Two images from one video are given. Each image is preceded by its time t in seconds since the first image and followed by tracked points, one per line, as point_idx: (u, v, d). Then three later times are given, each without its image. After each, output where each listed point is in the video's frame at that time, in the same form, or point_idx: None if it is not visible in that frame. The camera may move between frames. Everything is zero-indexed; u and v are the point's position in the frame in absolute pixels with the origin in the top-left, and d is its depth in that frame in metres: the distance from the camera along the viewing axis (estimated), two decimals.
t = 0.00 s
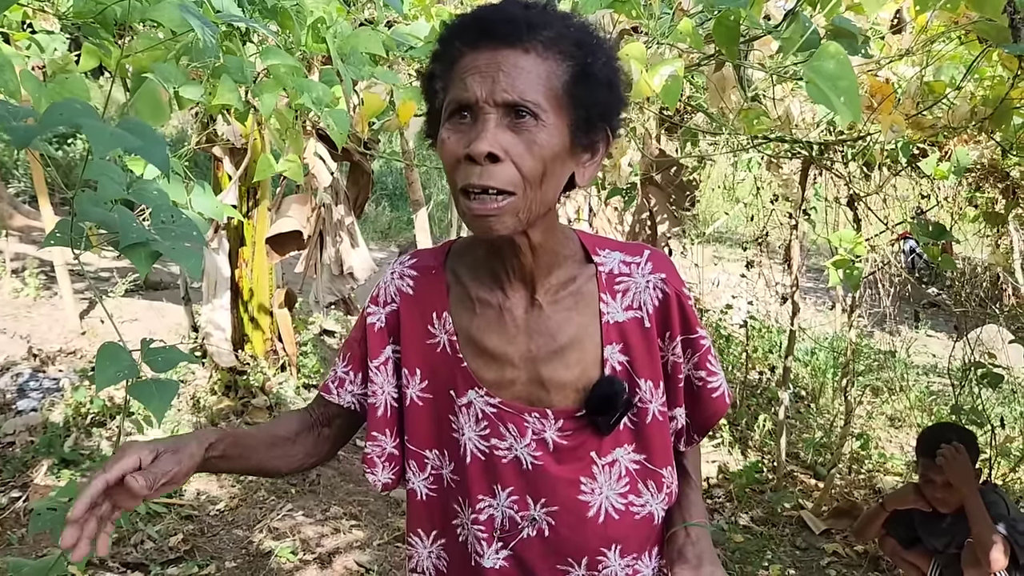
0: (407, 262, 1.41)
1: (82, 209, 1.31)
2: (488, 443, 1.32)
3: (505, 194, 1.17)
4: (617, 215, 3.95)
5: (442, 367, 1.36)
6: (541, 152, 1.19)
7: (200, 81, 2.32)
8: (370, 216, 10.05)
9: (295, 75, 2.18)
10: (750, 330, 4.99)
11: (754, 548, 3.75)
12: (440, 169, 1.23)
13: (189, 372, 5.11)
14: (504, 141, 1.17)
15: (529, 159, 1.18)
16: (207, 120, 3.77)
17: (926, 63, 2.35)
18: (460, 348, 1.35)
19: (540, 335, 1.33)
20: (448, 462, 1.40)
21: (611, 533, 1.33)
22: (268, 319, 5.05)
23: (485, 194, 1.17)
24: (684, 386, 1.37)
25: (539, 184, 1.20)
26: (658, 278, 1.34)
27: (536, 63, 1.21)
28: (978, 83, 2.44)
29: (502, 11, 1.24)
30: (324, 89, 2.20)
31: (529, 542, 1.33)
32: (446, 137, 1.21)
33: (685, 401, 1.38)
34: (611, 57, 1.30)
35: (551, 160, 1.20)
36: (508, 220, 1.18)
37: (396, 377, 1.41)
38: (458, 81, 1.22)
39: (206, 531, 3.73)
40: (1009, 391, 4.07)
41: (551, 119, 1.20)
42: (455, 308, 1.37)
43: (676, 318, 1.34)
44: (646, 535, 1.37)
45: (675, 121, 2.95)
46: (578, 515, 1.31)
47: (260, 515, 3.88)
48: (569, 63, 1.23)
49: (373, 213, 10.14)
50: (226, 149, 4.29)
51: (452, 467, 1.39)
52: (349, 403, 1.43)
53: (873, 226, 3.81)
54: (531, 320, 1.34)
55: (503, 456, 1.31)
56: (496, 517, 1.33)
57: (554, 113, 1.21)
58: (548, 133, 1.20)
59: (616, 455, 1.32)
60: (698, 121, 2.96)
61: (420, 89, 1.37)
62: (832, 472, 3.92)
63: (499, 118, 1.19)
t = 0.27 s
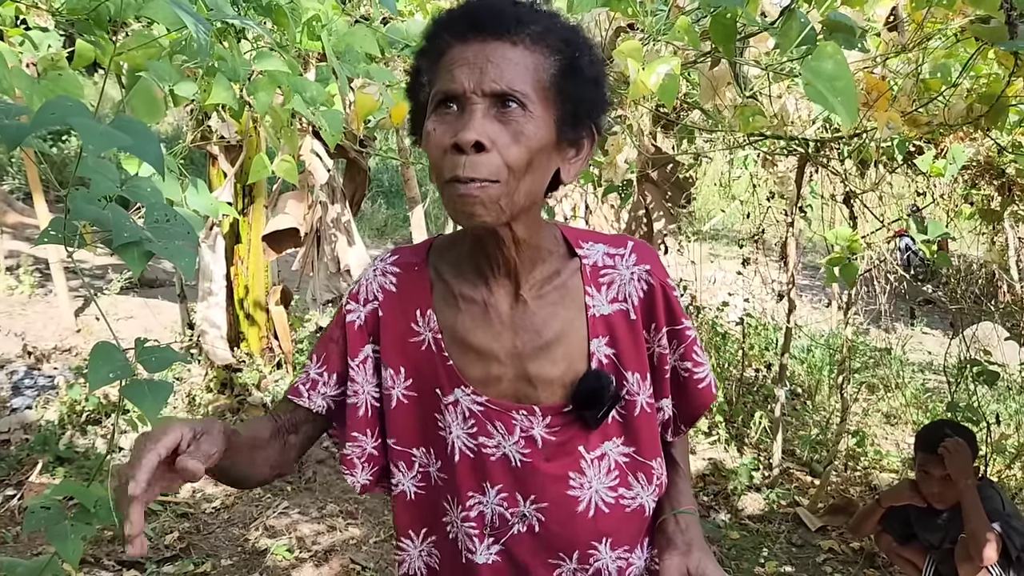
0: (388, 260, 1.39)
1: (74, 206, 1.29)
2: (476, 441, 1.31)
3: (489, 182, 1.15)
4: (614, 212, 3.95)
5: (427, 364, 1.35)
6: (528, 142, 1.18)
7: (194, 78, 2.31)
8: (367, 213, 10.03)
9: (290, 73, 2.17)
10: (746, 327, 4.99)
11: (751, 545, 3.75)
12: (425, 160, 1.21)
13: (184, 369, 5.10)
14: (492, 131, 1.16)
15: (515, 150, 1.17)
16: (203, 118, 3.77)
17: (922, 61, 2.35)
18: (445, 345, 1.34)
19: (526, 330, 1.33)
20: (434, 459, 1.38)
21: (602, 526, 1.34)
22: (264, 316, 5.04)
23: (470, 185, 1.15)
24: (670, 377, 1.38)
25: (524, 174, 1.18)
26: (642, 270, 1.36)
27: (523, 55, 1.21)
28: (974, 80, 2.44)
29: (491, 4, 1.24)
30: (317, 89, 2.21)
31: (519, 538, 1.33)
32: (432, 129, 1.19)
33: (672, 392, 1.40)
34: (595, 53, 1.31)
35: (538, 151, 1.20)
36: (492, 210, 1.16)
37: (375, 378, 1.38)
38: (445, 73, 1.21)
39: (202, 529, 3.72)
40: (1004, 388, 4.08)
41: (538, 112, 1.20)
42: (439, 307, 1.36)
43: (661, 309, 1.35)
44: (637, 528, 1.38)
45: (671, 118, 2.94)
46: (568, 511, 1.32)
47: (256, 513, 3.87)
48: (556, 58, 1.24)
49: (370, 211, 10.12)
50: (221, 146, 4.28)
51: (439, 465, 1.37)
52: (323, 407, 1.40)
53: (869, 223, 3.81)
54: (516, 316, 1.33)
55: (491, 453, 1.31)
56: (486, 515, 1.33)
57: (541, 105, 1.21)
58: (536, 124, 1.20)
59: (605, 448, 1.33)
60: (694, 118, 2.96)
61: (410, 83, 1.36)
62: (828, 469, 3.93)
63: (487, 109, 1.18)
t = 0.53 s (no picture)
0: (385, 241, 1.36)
1: (67, 204, 1.28)
2: (462, 435, 1.31)
3: (473, 167, 1.14)
4: (609, 210, 3.95)
5: (415, 352, 1.32)
6: (515, 130, 1.19)
7: (186, 75, 2.30)
8: (363, 210, 10.02)
9: (282, 70, 2.17)
10: (741, 324, 4.99)
11: (746, 542, 3.76)
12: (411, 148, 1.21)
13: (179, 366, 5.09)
14: (478, 118, 1.17)
15: (501, 137, 1.17)
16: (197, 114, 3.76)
17: (915, 58, 2.35)
18: (433, 334, 1.32)
19: (512, 328, 1.35)
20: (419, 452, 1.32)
21: (588, 522, 1.37)
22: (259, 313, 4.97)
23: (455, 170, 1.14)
24: (656, 374, 1.42)
25: (508, 159, 1.18)
26: (627, 266, 1.40)
27: (512, 45, 1.22)
28: (968, 77, 2.44)
29: None
30: (312, 84, 2.18)
31: (504, 532, 1.34)
32: (419, 117, 1.19)
33: (659, 389, 1.43)
34: (583, 50, 1.33)
35: (525, 139, 1.20)
36: (478, 196, 1.15)
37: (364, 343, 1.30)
38: (433, 61, 1.22)
39: (197, 526, 3.71)
40: (999, 385, 4.09)
41: (525, 102, 1.21)
42: (428, 297, 1.34)
43: (646, 305, 1.40)
44: (624, 525, 1.41)
45: (666, 115, 2.94)
46: (554, 506, 1.34)
47: (250, 511, 3.86)
48: (544, 50, 1.25)
49: (366, 208, 10.11)
50: (215, 143, 4.28)
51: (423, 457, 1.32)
52: (301, 338, 1.24)
53: (863, 220, 3.82)
54: (502, 311, 1.35)
55: (476, 446, 1.30)
56: (470, 508, 1.33)
57: (529, 95, 1.22)
58: (523, 113, 1.20)
59: (592, 445, 1.36)
60: (689, 116, 2.96)
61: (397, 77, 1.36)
62: (823, 466, 3.93)
63: (474, 97, 1.19)
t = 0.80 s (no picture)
0: (403, 235, 1.33)
1: (56, 201, 1.29)
2: (477, 435, 1.27)
3: (507, 161, 1.15)
4: (607, 206, 3.94)
5: (433, 350, 1.28)
6: (550, 121, 1.18)
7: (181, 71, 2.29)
8: (361, 207, 10.01)
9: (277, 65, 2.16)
10: (739, 321, 4.99)
11: (742, 539, 3.76)
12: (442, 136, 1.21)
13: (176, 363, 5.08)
14: (513, 107, 1.16)
15: (536, 129, 1.17)
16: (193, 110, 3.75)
17: (911, 53, 2.34)
18: (451, 330, 1.29)
19: (535, 325, 1.33)
20: (430, 452, 1.29)
21: (602, 528, 1.33)
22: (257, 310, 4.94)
23: (486, 161, 1.14)
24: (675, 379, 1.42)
25: (544, 156, 1.18)
26: (651, 268, 1.40)
27: (549, 32, 1.21)
28: (964, 72, 2.44)
29: None
30: (306, 81, 2.18)
31: (516, 537, 1.30)
32: (451, 104, 1.18)
33: (675, 394, 1.44)
34: (622, 39, 1.32)
35: (559, 131, 1.20)
36: (513, 190, 1.15)
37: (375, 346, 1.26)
38: (468, 47, 1.21)
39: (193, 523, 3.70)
40: (995, 382, 4.09)
41: (560, 91, 1.20)
42: (447, 293, 1.31)
43: (668, 309, 1.39)
44: (635, 533, 1.38)
45: (662, 111, 2.93)
46: (569, 511, 1.30)
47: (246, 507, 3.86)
48: (582, 37, 1.24)
49: (364, 205, 10.11)
50: (213, 139, 4.27)
51: (437, 457, 1.28)
52: (304, 350, 1.16)
53: (861, 217, 3.81)
54: (525, 309, 1.33)
55: (492, 447, 1.27)
56: (482, 511, 1.28)
57: (565, 85, 1.21)
58: (558, 103, 1.19)
59: (608, 449, 1.33)
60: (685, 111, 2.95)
61: (431, 63, 1.35)
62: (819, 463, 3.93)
63: (509, 85, 1.18)
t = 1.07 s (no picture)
0: (439, 225, 1.33)
1: (50, 199, 1.29)
2: (505, 433, 1.27)
3: (551, 162, 1.14)
4: (606, 203, 3.94)
5: (464, 346, 1.28)
6: (598, 121, 1.17)
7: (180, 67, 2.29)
8: (361, 205, 10.01)
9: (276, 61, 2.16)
10: (739, 319, 4.99)
11: (741, 536, 3.76)
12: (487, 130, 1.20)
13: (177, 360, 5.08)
14: (560, 106, 1.15)
15: (583, 129, 1.16)
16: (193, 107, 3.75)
17: (909, 50, 2.33)
18: (484, 326, 1.29)
19: (571, 324, 1.32)
20: (456, 448, 1.30)
21: (628, 537, 1.33)
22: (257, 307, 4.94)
23: (530, 161, 1.14)
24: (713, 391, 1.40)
25: (590, 160, 1.17)
26: (696, 276, 1.37)
27: (602, 27, 1.19)
28: (963, 69, 2.43)
29: None
30: (306, 76, 2.19)
31: (538, 541, 1.29)
32: (498, 98, 1.18)
33: (712, 406, 1.42)
34: (682, 35, 1.29)
35: (608, 131, 1.18)
36: (555, 192, 1.15)
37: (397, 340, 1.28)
38: (518, 39, 1.20)
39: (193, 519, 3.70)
40: (995, 379, 4.09)
41: (611, 90, 1.19)
42: (483, 288, 1.31)
43: (711, 319, 1.37)
44: (659, 543, 1.37)
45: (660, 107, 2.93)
46: (595, 517, 1.30)
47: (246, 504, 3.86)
48: (638, 33, 1.22)
49: (364, 202, 10.11)
50: (213, 136, 4.26)
51: (461, 453, 1.29)
52: (316, 341, 1.22)
53: (861, 215, 3.81)
54: (563, 308, 1.32)
55: (520, 447, 1.26)
56: (507, 512, 1.28)
57: (617, 83, 1.19)
58: (608, 103, 1.18)
59: (638, 457, 1.33)
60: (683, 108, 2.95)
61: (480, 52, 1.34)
62: (818, 460, 3.93)
63: (557, 82, 1.17)
